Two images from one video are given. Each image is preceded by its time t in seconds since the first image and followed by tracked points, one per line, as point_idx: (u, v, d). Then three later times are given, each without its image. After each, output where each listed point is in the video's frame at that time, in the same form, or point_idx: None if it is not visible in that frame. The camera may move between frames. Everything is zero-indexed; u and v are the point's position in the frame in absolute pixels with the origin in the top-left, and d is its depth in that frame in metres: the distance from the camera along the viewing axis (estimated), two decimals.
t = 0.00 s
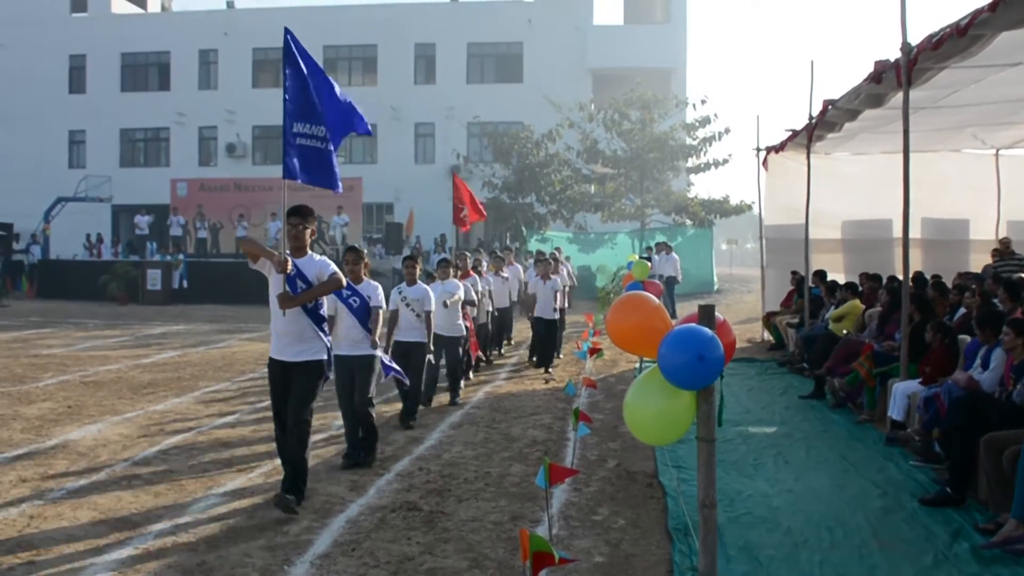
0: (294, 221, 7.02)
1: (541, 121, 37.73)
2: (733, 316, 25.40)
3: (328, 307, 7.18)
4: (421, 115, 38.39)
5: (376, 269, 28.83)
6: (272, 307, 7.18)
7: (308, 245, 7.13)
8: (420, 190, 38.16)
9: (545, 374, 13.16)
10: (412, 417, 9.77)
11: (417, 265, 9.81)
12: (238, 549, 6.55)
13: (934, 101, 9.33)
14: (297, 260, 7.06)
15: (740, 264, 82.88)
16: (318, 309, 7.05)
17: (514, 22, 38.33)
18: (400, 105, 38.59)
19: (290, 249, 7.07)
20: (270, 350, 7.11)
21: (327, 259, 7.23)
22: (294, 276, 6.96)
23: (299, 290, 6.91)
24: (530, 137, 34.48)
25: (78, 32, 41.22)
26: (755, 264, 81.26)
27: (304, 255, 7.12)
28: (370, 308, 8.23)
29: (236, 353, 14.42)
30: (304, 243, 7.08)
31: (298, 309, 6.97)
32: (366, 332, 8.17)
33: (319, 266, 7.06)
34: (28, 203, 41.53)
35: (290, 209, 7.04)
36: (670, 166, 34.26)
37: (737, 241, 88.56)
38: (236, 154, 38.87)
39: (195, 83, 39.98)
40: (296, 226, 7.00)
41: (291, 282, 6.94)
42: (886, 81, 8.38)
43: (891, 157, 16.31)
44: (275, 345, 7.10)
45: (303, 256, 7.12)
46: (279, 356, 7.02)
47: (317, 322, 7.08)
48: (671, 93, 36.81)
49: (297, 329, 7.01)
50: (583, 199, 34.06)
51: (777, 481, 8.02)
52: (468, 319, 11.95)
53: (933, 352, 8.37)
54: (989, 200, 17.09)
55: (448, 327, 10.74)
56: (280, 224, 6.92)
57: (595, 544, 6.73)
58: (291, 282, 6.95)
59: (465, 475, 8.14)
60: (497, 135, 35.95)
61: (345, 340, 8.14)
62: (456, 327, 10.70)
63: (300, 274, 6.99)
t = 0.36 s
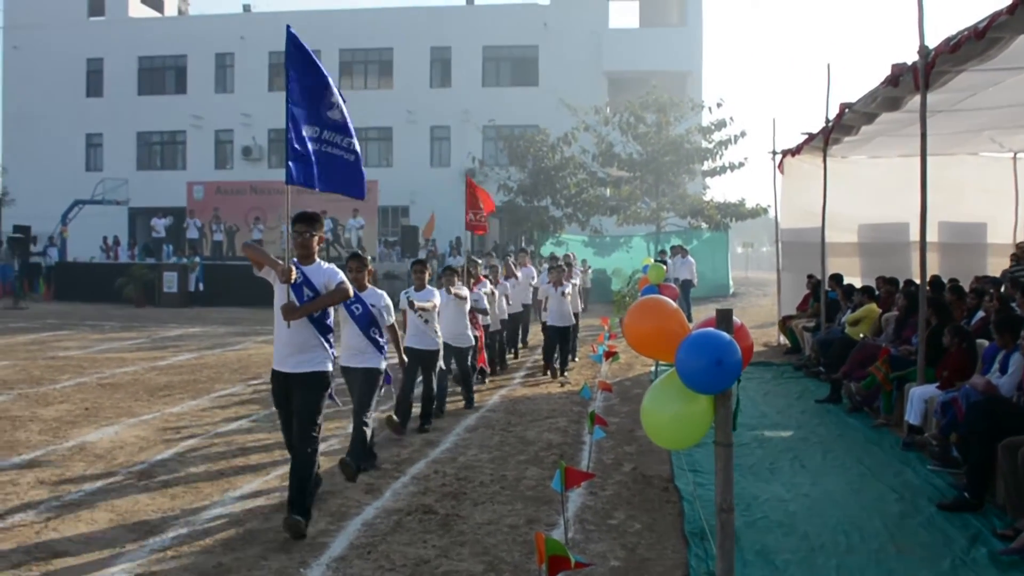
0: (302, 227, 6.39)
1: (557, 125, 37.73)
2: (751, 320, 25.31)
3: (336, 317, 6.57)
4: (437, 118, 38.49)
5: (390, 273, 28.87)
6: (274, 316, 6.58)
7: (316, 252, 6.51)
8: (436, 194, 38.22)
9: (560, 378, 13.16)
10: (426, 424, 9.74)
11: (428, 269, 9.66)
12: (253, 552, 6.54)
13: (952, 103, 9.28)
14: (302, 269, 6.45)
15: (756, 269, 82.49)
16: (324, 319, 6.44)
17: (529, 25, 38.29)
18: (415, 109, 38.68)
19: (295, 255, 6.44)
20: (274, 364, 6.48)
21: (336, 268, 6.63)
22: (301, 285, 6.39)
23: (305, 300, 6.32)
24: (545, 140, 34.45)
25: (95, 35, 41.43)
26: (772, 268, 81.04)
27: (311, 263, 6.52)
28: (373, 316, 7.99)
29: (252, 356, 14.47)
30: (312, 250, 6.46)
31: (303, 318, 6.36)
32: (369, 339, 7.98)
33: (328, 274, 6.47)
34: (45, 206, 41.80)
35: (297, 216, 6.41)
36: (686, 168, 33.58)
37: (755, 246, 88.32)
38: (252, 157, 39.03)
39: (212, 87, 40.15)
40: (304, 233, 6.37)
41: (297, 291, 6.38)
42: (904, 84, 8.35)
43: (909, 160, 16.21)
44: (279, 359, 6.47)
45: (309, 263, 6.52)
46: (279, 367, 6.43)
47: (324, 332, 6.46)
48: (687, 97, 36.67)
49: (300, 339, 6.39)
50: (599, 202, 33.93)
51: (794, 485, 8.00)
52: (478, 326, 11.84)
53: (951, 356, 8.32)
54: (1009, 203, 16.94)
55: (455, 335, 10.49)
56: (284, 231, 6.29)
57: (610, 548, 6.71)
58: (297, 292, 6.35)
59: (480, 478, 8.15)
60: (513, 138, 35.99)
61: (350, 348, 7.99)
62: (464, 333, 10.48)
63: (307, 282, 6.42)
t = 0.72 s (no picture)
0: (309, 226, 6.27)
1: (573, 128, 37.71)
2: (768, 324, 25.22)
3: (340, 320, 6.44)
4: (452, 121, 38.57)
5: (404, 275, 28.91)
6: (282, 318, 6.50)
7: (324, 252, 6.36)
8: (452, 196, 38.30)
9: (575, 381, 13.17)
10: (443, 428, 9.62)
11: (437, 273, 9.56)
12: (270, 554, 6.55)
13: (970, 106, 9.25)
14: (309, 268, 6.32)
15: (773, 271, 82.30)
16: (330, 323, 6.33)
17: (545, 28, 38.33)
18: (431, 111, 38.77)
19: (304, 255, 6.33)
20: (276, 367, 6.40)
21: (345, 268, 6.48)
22: (307, 286, 6.24)
23: (311, 301, 6.19)
24: (561, 143, 34.48)
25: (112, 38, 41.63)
26: (787, 270, 80.87)
27: (319, 262, 6.38)
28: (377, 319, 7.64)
29: (269, 358, 14.52)
30: (320, 250, 6.33)
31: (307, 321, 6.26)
32: (373, 344, 7.76)
33: (335, 275, 6.32)
34: (62, 208, 42.06)
35: (305, 214, 6.29)
36: (702, 170, 33.53)
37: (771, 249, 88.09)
38: (267, 159, 39.17)
39: (228, 90, 40.29)
40: (312, 233, 6.26)
41: (301, 291, 6.22)
42: (921, 86, 8.34)
43: (927, 163, 16.13)
44: (282, 362, 6.38)
45: (318, 262, 6.38)
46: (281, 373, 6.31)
47: (329, 336, 6.35)
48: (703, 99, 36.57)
49: (306, 343, 6.30)
50: (615, 205, 33.89)
51: (810, 489, 7.98)
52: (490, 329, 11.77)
53: (970, 359, 8.28)
54: None
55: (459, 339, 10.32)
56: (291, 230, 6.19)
57: (626, 551, 6.70)
58: (303, 294, 6.22)
59: (496, 481, 8.15)
60: (528, 141, 36.01)
61: (354, 353, 7.81)
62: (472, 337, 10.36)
63: (312, 283, 6.27)
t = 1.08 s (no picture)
0: (314, 225, 6.09)
1: (590, 130, 37.67)
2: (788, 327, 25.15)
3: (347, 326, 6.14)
4: (469, 123, 38.60)
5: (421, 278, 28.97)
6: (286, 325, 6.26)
7: (330, 254, 6.13)
8: (469, 198, 38.36)
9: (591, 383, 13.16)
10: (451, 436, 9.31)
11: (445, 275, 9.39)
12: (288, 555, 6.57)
13: (990, 107, 9.20)
14: (312, 270, 6.08)
15: (791, 273, 82.11)
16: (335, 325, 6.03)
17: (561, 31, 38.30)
18: (447, 114, 38.84)
19: (309, 257, 6.10)
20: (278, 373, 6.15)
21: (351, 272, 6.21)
22: (310, 289, 5.99)
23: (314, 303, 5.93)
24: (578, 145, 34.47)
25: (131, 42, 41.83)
26: (806, 272, 80.65)
27: (324, 264, 6.13)
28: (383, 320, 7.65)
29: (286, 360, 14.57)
30: (325, 251, 6.11)
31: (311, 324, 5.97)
32: (380, 347, 7.71)
33: (340, 278, 6.07)
34: (79, 211, 42.32)
35: (308, 212, 6.11)
36: (719, 174, 32.73)
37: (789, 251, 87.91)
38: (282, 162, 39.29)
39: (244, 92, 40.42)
40: (315, 231, 6.09)
41: (305, 295, 5.98)
42: (940, 88, 8.30)
43: (946, 165, 16.02)
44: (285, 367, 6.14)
45: (324, 266, 6.15)
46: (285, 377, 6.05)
47: (335, 341, 6.05)
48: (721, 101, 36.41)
49: (310, 347, 6.01)
50: (631, 208, 33.82)
51: (829, 493, 7.95)
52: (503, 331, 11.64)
53: (989, 363, 8.23)
54: None
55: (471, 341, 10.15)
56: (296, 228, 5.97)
57: (645, 554, 6.69)
58: (305, 295, 5.97)
59: (513, 483, 8.16)
60: (545, 143, 36.00)
61: (361, 360, 7.73)
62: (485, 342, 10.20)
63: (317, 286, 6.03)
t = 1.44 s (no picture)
0: (313, 234, 5.64)
1: (609, 134, 37.66)
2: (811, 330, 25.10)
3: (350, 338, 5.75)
4: (488, 128, 38.67)
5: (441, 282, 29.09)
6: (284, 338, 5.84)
7: (331, 265, 5.71)
8: (489, 202, 38.44)
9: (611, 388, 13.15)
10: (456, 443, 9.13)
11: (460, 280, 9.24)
12: (310, 558, 6.59)
13: (1013, 110, 9.13)
14: (313, 281, 5.65)
15: (813, 277, 81.83)
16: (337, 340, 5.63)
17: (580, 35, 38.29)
18: (467, 118, 38.92)
19: (309, 268, 5.68)
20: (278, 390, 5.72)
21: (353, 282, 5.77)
22: (311, 302, 5.58)
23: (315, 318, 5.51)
24: (597, 149, 34.50)
25: (152, 47, 42.06)
26: (828, 276, 80.36)
27: (325, 275, 5.70)
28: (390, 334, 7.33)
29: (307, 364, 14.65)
30: (325, 262, 5.68)
31: (311, 340, 5.57)
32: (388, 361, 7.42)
33: (342, 289, 5.63)
34: (101, 215, 42.70)
35: (309, 221, 5.66)
36: (739, 177, 33.18)
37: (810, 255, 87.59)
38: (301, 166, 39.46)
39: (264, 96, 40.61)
40: (315, 240, 5.63)
41: (305, 308, 5.58)
42: (964, 90, 8.25)
43: (969, 168, 15.90)
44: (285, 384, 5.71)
45: (325, 275, 5.71)
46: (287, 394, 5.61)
47: (337, 356, 5.66)
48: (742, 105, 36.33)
49: (312, 364, 5.59)
50: (651, 212, 33.80)
51: (851, 499, 7.91)
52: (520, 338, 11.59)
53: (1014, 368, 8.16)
54: None
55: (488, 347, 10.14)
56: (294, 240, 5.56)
57: (666, 559, 6.67)
58: (305, 309, 5.56)
59: (535, 488, 8.18)
60: (565, 147, 36.02)
61: (368, 373, 7.44)
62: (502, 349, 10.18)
63: (318, 297, 5.61)
